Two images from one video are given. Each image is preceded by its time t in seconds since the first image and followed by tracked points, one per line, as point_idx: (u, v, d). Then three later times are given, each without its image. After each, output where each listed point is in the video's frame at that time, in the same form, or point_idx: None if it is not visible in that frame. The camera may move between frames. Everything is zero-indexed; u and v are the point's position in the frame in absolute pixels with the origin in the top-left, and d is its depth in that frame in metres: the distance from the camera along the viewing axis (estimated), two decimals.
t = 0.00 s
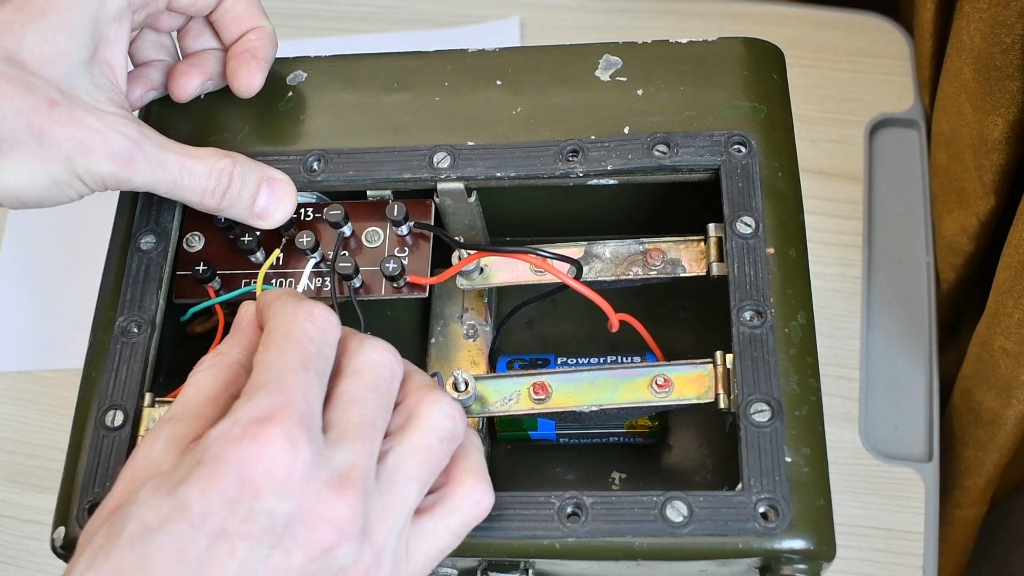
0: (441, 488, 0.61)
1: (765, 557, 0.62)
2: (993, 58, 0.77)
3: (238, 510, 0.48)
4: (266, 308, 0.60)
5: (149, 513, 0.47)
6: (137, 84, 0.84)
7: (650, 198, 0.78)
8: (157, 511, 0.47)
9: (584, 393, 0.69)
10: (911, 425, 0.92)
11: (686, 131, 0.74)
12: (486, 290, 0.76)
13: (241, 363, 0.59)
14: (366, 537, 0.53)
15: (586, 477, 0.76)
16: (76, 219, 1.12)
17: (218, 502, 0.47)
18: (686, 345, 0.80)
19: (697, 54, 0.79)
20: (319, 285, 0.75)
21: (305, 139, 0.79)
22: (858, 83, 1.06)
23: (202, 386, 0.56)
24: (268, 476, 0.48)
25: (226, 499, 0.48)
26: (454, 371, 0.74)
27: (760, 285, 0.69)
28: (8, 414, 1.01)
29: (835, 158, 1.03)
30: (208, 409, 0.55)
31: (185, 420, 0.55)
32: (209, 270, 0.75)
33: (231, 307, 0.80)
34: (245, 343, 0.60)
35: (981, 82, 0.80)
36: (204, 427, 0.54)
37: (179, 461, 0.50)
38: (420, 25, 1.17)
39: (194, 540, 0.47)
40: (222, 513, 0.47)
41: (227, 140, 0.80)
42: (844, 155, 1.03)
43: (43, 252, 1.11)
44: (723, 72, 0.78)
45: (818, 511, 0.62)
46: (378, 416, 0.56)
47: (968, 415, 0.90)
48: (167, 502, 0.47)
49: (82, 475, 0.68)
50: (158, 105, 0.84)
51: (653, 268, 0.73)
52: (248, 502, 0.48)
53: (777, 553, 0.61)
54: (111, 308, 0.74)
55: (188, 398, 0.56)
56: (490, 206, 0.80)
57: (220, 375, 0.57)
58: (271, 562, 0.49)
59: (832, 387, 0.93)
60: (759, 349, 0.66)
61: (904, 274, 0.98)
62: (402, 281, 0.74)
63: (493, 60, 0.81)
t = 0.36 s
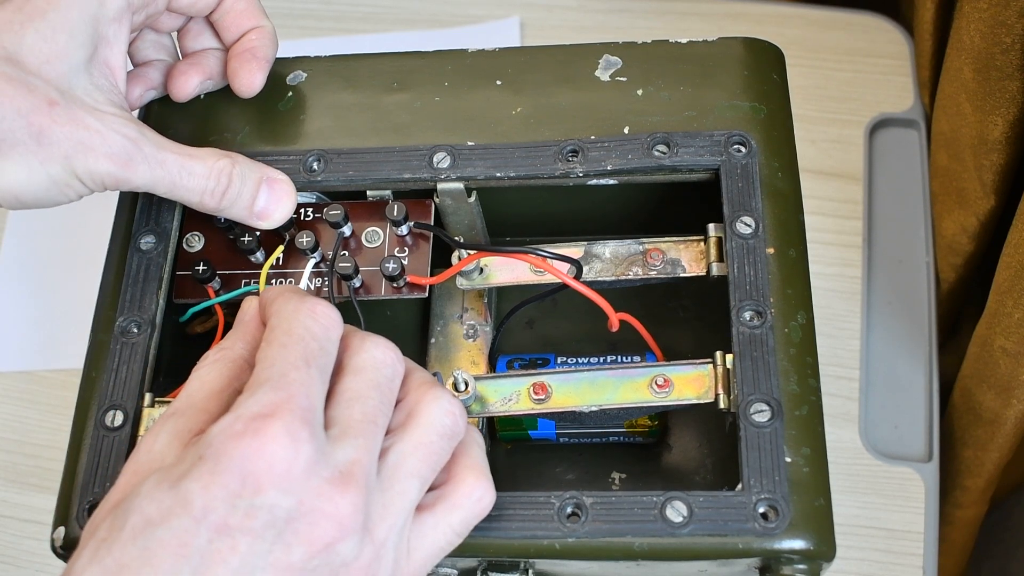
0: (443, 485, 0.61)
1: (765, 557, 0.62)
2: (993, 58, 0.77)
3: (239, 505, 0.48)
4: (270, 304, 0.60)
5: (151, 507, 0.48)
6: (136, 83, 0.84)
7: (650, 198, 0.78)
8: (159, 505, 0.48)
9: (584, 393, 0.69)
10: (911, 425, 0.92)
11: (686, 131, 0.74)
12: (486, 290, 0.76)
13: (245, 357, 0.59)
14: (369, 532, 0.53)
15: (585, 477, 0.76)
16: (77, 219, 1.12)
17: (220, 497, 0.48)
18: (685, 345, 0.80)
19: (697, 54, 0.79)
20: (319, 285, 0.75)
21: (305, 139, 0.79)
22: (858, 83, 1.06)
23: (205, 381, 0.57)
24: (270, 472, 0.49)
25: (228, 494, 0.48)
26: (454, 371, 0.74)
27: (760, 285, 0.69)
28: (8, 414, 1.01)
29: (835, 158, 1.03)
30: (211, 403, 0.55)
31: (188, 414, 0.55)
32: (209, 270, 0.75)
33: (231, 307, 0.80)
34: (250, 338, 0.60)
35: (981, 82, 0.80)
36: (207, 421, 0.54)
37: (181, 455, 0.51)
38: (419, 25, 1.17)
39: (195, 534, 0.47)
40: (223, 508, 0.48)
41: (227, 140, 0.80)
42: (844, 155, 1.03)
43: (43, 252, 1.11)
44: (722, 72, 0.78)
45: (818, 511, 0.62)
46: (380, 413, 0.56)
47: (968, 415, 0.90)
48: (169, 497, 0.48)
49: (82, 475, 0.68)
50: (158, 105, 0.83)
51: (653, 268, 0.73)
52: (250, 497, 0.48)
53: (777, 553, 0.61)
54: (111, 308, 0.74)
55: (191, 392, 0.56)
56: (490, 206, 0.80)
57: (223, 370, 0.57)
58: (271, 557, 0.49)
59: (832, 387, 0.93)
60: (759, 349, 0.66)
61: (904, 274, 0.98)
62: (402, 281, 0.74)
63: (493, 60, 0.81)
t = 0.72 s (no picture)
0: (444, 479, 0.60)
1: (765, 557, 0.62)
2: (993, 58, 0.77)
3: (242, 488, 0.48)
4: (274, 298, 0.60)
5: (154, 486, 0.48)
6: (136, 83, 0.84)
7: (650, 198, 0.78)
8: (162, 485, 0.48)
9: (584, 393, 0.69)
10: (911, 425, 0.92)
11: (686, 131, 0.74)
12: (486, 290, 0.76)
13: (250, 346, 0.59)
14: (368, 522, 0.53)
15: (585, 477, 0.76)
16: (77, 218, 1.12)
17: (223, 479, 0.48)
18: (685, 345, 0.80)
19: (697, 54, 0.79)
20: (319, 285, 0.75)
21: (305, 138, 0.79)
22: (858, 84, 1.06)
23: (212, 367, 0.57)
24: (272, 457, 0.49)
25: (230, 477, 0.48)
26: (454, 371, 0.74)
27: (760, 285, 0.69)
28: (8, 414, 1.01)
29: (835, 158, 1.03)
30: (218, 390, 0.55)
31: (191, 399, 0.55)
32: (209, 270, 0.75)
33: (231, 307, 0.80)
34: (256, 327, 0.60)
35: (981, 82, 0.80)
36: (211, 407, 0.55)
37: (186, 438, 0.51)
38: (419, 25, 1.17)
39: (196, 514, 0.48)
40: (224, 491, 0.48)
41: (227, 139, 0.80)
42: (844, 155, 1.03)
43: (43, 252, 1.11)
44: (722, 72, 0.78)
45: (818, 511, 0.62)
46: (384, 404, 0.56)
47: (968, 415, 0.90)
48: (172, 478, 0.48)
49: (82, 475, 0.68)
50: (158, 105, 0.83)
51: (653, 268, 0.73)
52: (251, 481, 0.48)
53: (777, 553, 0.61)
54: (111, 307, 0.74)
55: (198, 378, 0.56)
56: (490, 206, 0.80)
57: (229, 357, 0.57)
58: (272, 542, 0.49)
59: (832, 387, 0.93)
60: (759, 349, 0.66)
61: (904, 274, 0.98)
62: (402, 281, 0.74)
63: (493, 60, 0.81)
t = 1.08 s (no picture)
0: None
1: (765, 557, 0.62)
2: (994, 58, 0.77)
3: None
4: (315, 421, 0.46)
5: None
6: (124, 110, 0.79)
7: (650, 198, 0.78)
8: None
9: (584, 393, 0.69)
10: (911, 425, 0.92)
11: (686, 131, 0.74)
12: (485, 290, 0.76)
13: (249, 491, 0.46)
14: None
15: (586, 477, 0.76)
16: (77, 218, 1.12)
17: None
18: (685, 345, 0.80)
19: (697, 54, 0.79)
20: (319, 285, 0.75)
21: (305, 138, 0.79)
22: (858, 84, 1.06)
23: (197, 512, 0.45)
24: None
25: None
26: (454, 371, 0.74)
27: (760, 285, 0.69)
28: (8, 414, 1.01)
29: (835, 158, 1.03)
30: (191, 547, 0.43)
31: (157, 559, 0.42)
32: (208, 269, 0.75)
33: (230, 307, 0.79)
34: (264, 459, 0.47)
35: (981, 82, 0.80)
36: None
37: None
38: (419, 25, 1.17)
39: None
40: None
41: (228, 139, 0.80)
42: (844, 155, 1.03)
43: (43, 252, 1.11)
44: (722, 72, 0.78)
45: (818, 511, 0.62)
46: None
47: (968, 415, 0.90)
48: None
49: (82, 476, 0.68)
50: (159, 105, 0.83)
51: (653, 268, 0.73)
52: None
53: (777, 553, 0.61)
54: (111, 307, 0.74)
55: (180, 520, 0.44)
56: (490, 206, 0.79)
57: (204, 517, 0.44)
58: None
59: (832, 387, 0.93)
60: (759, 349, 0.66)
61: (904, 274, 0.98)
62: (402, 280, 0.74)
63: (493, 60, 0.81)
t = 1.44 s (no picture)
0: None
1: (765, 557, 0.62)
2: (994, 58, 0.78)
3: None
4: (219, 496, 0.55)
5: None
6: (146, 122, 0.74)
7: (650, 198, 0.78)
8: None
9: (584, 394, 0.69)
10: (912, 425, 0.92)
11: (686, 131, 0.74)
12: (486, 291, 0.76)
13: (156, 557, 0.54)
14: None
15: (586, 477, 0.76)
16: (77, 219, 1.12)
17: None
18: (685, 345, 0.80)
19: (697, 54, 0.79)
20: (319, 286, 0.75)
21: (305, 139, 0.79)
22: (858, 83, 1.06)
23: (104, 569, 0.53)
24: None
25: None
26: (454, 371, 0.74)
27: (760, 285, 0.68)
28: (8, 414, 1.01)
29: (835, 158, 1.03)
30: None
31: None
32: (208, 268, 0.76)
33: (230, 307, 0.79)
34: (174, 524, 0.55)
35: (981, 82, 0.80)
36: None
37: None
38: (419, 25, 1.17)
39: None
40: None
41: (228, 140, 0.80)
42: (844, 155, 1.03)
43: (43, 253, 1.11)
44: (722, 72, 0.78)
45: (818, 511, 0.62)
46: None
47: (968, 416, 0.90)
48: None
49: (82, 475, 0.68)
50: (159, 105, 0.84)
51: (653, 268, 0.73)
52: None
53: (777, 553, 0.61)
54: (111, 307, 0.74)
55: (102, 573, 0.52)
56: (490, 206, 0.79)
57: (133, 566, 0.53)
58: None
59: (832, 387, 0.93)
60: (759, 349, 0.66)
61: (904, 274, 0.98)
62: (402, 280, 0.74)
63: (493, 60, 0.81)
